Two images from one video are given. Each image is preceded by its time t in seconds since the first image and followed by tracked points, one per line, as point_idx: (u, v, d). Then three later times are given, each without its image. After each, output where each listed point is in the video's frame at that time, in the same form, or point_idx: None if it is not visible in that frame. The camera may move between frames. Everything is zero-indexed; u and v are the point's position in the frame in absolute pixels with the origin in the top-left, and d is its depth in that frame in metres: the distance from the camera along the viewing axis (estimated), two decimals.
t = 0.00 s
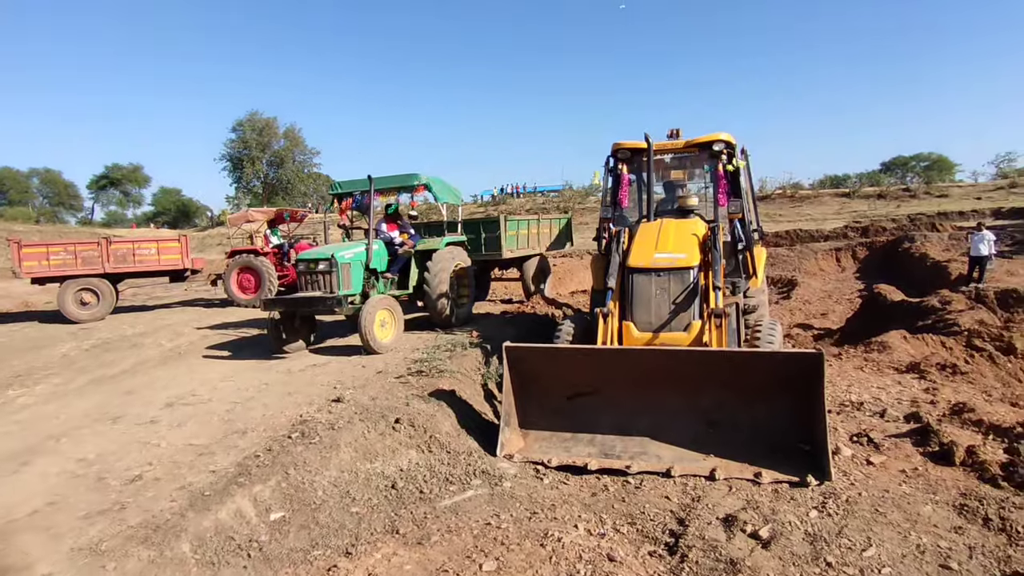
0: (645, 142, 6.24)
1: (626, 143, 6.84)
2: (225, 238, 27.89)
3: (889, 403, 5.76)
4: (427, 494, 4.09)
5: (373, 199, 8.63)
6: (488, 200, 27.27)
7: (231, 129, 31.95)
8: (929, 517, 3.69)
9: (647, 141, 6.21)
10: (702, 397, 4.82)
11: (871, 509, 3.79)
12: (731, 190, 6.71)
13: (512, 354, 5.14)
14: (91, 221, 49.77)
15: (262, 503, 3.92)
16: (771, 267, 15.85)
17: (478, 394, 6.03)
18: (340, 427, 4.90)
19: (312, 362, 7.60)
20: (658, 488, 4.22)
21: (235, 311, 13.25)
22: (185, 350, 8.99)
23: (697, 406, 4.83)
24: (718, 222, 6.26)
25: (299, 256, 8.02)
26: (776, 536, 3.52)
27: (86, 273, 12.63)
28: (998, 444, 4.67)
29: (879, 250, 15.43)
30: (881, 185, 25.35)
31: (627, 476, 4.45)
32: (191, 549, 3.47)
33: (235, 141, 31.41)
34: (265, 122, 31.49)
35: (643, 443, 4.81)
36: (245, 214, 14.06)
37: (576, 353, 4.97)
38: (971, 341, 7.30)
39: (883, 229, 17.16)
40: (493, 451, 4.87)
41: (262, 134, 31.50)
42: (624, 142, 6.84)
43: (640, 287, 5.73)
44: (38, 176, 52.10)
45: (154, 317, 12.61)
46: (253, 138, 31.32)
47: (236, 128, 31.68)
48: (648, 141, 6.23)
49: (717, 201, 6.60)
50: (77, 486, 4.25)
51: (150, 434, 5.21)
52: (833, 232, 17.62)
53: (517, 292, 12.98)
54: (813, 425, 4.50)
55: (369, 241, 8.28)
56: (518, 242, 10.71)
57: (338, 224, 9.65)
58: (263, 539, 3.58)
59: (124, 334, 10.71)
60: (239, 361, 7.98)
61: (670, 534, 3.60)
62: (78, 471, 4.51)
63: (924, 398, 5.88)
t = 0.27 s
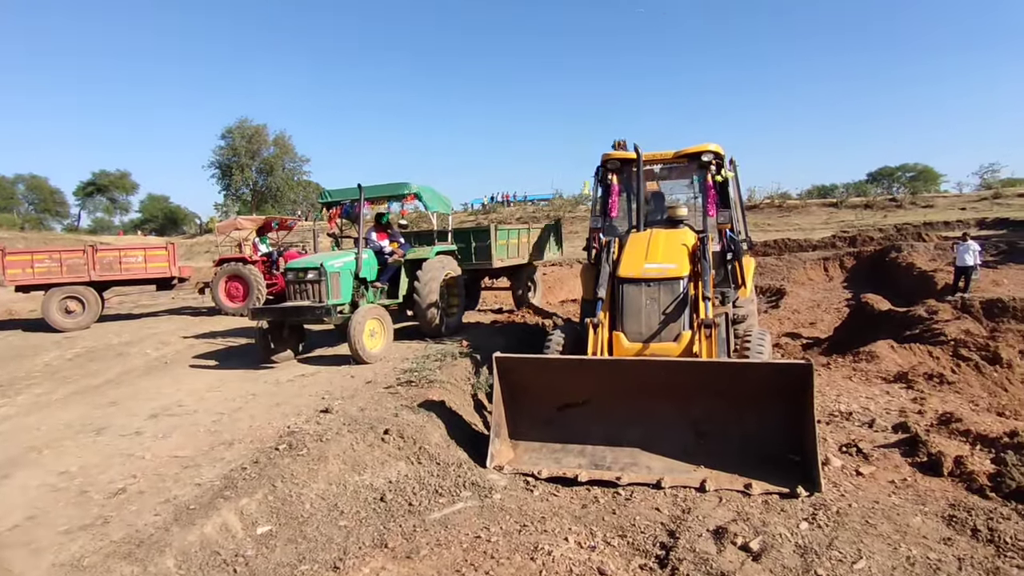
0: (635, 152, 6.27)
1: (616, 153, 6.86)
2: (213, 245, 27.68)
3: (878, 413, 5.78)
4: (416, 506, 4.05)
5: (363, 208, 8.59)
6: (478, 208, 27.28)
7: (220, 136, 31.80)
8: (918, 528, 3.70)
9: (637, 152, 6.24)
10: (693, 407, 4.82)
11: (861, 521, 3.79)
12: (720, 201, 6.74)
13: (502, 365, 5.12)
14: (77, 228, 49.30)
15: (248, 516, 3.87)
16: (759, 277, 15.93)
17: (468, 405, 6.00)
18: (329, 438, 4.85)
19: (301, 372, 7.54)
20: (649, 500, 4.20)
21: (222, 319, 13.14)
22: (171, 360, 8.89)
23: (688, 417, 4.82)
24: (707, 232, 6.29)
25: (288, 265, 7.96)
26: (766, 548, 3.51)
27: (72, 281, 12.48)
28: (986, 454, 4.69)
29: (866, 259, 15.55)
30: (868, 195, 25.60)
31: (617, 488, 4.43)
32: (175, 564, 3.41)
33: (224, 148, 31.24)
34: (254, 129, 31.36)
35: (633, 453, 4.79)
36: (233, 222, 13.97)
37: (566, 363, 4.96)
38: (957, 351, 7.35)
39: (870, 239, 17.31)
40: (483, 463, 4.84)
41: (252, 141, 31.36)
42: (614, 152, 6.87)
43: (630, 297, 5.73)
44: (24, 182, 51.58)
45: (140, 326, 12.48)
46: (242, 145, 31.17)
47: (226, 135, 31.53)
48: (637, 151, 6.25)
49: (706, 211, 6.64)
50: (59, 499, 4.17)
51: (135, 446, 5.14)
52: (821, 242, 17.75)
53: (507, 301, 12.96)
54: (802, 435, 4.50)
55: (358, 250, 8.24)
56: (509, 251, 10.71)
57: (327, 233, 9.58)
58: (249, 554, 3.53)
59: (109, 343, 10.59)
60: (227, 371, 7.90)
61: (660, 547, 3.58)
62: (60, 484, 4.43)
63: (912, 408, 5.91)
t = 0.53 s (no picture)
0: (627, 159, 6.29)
1: (609, 160, 6.89)
2: (203, 248, 27.51)
3: (867, 421, 5.81)
4: (407, 512, 4.03)
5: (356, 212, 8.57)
6: (471, 213, 27.28)
7: (212, 138, 31.64)
8: (908, 535, 3.72)
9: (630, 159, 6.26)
10: (684, 414, 4.83)
11: (851, 528, 3.80)
12: (712, 208, 6.77)
13: (494, 370, 5.11)
14: (65, 229, 48.85)
15: (237, 521, 3.83)
16: (750, 284, 16.00)
17: (459, 410, 5.99)
18: (319, 443, 4.82)
19: (291, 376, 7.49)
20: (640, 507, 4.20)
21: (212, 322, 13.05)
22: (160, 363, 8.81)
23: (679, 424, 4.83)
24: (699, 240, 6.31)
25: (279, 269, 7.91)
26: (757, 555, 3.52)
27: (59, 283, 12.37)
28: (974, 462, 4.73)
29: (855, 268, 15.67)
30: (858, 204, 25.81)
31: (609, 494, 4.42)
32: (162, 570, 3.37)
33: (215, 150, 31.09)
34: (246, 132, 31.24)
35: (625, 460, 4.79)
36: (224, 224, 13.90)
37: (558, 369, 4.96)
38: (946, 360, 7.41)
39: (859, 248, 17.44)
40: (475, 469, 4.82)
41: (244, 143, 31.22)
42: (607, 159, 6.89)
43: (623, 303, 5.73)
44: (12, 182, 51.11)
45: (129, 328, 12.38)
46: (234, 148, 31.03)
47: (217, 137, 31.38)
48: (630, 159, 6.27)
49: (698, 219, 6.67)
50: (44, 504, 4.11)
51: (122, 450, 5.08)
52: (811, 250, 17.87)
53: (499, 307, 12.95)
54: (793, 443, 4.52)
55: (350, 253, 8.23)
56: (501, 257, 10.71)
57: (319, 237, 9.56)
58: (238, 559, 3.50)
59: (97, 346, 10.48)
60: (217, 374, 7.84)
61: (652, 554, 3.57)
62: (45, 488, 4.37)
63: (901, 416, 5.94)
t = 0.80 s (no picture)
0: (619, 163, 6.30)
1: (600, 163, 6.89)
2: (191, 248, 27.29)
3: (854, 426, 5.83)
4: (394, 515, 3.99)
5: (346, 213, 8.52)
6: (461, 216, 27.26)
7: (201, 138, 31.43)
8: (895, 541, 3.72)
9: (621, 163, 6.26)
10: (673, 418, 4.82)
11: (839, 533, 3.81)
12: (702, 213, 6.79)
13: (483, 372, 5.08)
14: (51, 228, 48.35)
15: (220, 524, 3.78)
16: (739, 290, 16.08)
17: (448, 413, 5.95)
18: (305, 445, 4.77)
19: (279, 378, 7.43)
20: (629, 511, 4.18)
21: (199, 323, 12.94)
22: (145, 363, 8.71)
23: (668, 427, 4.82)
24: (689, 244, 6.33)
25: (268, 269, 7.85)
26: (746, 560, 3.51)
27: (44, 282, 12.22)
28: (960, 468, 4.75)
29: (842, 275, 15.78)
30: (845, 212, 26.04)
31: (597, 498, 4.40)
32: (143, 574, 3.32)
33: (205, 150, 30.88)
34: (236, 132, 31.05)
35: (614, 464, 4.77)
36: (212, 224, 13.79)
37: (547, 372, 4.93)
38: (932, 366, 7.47)
39: (847, 255, 17.58)
40: (462, 472, 4.79)
41: (234, 143, 31.03)
42: (598, 163, 6.90)
43: (613, 307, 5.73)
44: None
45: (114, 328, 12.24)
46: (224, 148, 30.85)
47: (207, 137, 31.18)
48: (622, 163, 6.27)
49: (688, 224, 6.69)
50: (23, 505, 4.04)
51: (105, 451, 5.01)
52: (799, 256, 17.99)
53: (489, 310, 12.92)
54: (782, 448, 4.52)
55: (340, 255, 8.17)
56: (491, 260, 10.69)
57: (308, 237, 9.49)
58: (221, 563, 3.45)
59: (81, 345, 10.35)
60: (203, 375, 7.76)
61: (640, 558, 3.56)
62: (25, 489, 4.30)
63: (887, 422, 5.97)
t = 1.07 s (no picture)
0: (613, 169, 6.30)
1: (595, 170, 6.90)
2: (186, 254, 27.20)
3: (849, 433, 5.83)
4: (386, 523, 3.96)
5: (340, 219, 8.50)
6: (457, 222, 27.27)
7: (196, 143, 31.39)
8: (889, 548, 3.71)
9: (615, 169, 6.27)
10: (668, 425, 4.80)
11: (833, 541, 3.79)
12: (697, 220, 6.80)
13: (477, 379, 5.05)
14: (45, 233, 48.17)
15: (211, 533, 3.74)
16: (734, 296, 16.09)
17: (442, 420, 5.93)
18: (298, 452, 4.74)
19: (272, 384, 7.38)
20: (623, 519, 4.16)
21: (192, 329, 12.88)
22: (137, 369, 8.66)
23: (662, 434, 4.81)
24: (684, 250, 6.33)
25: (261, 275, 7.81)
26: (740, 569, 3.49)
27: (36, 287, 12.15)
28: (954, 475, 4.75)
29: (837, 281, 15.82)
30: (840, 218, 26.14)
31: (592, 506, 4.37)
32: None
33: (200, 155, 30.82)
34: (232, 138, 31.02)
35: (608, 471, 4.75)
36: (207, 229, 13.75)
37: (542, 379, 4.92)
38: (926, 373, 7.48)
39: (841, 261, 17.64)
40: (456, 479, 4.76)
41: (229, 149, 31.02)
42: (593, 169, 6.90)
43: (607, 313, 5.72)
44: None
45: (107, 334, 12.17)
46: (219, 153, 30.82)
47: (203, 142, 31.13)
48: (616, 169, 6.28)
49: (683, 230, 6.70)
50: (11, 514, 4.00)
51: (94, 458, 4.97)
52: (794, 262, 18.05)
53: (484, 316, 12.90)
54: (776, 455, 4.51)
55: (334, 260, 8.14)
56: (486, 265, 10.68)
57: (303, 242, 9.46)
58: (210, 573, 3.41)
59: (73, 352, 10.28)
60: (195, 382, 7.71)
61: (634, 567, 3.54)
62: (13, 497, 4.25)
63: (882, 428, 5.97)
